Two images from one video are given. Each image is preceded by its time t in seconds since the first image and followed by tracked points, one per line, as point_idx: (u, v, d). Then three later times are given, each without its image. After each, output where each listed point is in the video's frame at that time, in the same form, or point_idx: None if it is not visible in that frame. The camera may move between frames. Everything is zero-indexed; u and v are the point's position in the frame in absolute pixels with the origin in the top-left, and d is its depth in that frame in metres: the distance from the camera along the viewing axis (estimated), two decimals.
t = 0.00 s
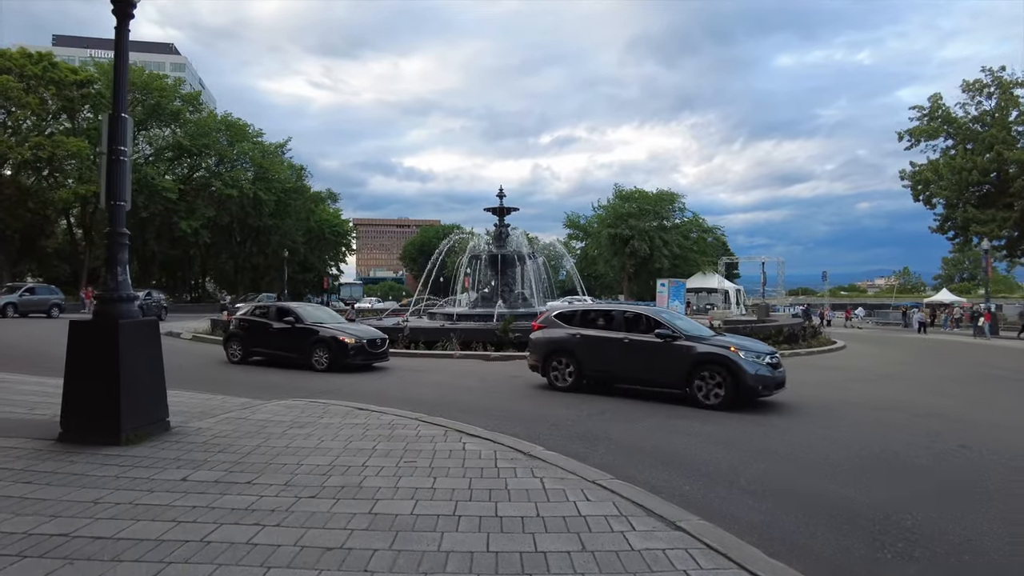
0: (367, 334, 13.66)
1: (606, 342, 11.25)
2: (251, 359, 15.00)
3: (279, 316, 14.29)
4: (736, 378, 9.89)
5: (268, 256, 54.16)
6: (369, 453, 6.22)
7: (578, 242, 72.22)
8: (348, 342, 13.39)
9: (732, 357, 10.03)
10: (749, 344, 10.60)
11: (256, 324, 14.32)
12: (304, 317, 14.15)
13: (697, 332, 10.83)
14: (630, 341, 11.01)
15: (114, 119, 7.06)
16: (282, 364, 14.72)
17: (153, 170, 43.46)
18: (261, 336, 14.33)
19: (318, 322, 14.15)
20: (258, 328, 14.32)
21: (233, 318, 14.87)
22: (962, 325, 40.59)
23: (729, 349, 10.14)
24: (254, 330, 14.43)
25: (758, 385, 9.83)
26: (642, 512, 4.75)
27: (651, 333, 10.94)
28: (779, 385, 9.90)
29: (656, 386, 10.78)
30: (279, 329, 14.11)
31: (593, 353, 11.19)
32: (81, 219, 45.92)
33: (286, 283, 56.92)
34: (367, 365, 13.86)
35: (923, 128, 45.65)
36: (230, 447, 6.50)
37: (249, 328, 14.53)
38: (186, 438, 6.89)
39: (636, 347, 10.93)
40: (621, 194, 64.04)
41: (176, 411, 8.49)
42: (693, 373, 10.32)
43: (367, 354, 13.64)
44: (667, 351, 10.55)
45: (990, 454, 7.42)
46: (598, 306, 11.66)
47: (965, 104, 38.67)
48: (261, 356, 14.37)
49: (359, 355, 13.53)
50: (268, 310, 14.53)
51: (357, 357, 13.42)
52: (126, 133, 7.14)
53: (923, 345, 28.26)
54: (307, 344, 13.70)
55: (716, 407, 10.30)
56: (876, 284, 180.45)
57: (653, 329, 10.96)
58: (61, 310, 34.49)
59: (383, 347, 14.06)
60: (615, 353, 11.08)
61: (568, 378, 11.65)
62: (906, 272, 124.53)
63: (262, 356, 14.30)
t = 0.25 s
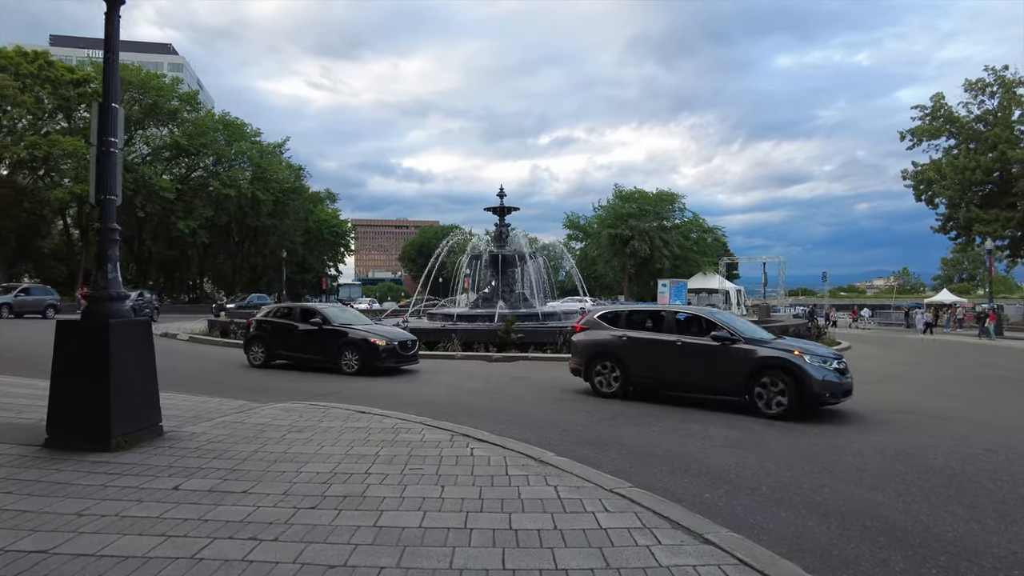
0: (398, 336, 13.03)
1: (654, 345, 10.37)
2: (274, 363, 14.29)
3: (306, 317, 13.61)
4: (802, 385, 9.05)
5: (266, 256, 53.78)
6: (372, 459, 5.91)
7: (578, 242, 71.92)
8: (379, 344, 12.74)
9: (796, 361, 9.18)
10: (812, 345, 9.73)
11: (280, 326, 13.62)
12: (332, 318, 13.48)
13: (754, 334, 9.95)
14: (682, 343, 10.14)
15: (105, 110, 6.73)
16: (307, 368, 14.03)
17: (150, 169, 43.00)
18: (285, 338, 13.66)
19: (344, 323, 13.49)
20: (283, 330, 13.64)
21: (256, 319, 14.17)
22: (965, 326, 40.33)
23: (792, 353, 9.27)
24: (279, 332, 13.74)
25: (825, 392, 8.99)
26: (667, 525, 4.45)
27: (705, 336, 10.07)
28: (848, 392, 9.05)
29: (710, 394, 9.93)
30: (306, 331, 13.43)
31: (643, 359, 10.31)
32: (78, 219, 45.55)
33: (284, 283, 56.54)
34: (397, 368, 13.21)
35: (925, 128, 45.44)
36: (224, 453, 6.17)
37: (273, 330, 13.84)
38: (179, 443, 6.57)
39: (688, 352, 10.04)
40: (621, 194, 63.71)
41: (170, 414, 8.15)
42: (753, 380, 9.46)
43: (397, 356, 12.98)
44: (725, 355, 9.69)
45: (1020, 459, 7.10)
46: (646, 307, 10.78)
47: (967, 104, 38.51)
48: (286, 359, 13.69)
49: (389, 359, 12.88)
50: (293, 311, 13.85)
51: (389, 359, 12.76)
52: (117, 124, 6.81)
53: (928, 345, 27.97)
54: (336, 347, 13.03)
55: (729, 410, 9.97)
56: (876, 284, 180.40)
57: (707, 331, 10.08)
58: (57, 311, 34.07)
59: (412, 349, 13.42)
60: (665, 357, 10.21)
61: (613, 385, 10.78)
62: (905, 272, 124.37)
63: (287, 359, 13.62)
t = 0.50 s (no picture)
0: (427, 338, 12.19)
1: (705, 350, 9.18)
2: (295, 367, 13.42)
3: (330, 318, 12.76)
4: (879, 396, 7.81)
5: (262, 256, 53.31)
6: (374, 472, 5.51)
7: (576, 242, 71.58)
8: (408, 347, 11.88)
9: (873, 370, 7.91)
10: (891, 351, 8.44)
11: (301, 328, 12.77)
12: (357, 319, 12.61)
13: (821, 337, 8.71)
14: (737, 348, 8.95)
15: (87, 98, 6.29)
16: (331, 372, 13.16)
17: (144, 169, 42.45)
18: (306, 341, 12.82)
19: (370, 324, 12.63)
20: (306, 332, 12.79)
21: (277, 321, 13.32)
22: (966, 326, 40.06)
23: (868, 360, 8.02)
24: (302, 334, 12.89)
25: (906, 405, 7.72)
26: (701, 546, 4.06)
27: (767, 339, 8.82)
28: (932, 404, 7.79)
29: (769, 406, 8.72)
30: (330, 333, 12.57)
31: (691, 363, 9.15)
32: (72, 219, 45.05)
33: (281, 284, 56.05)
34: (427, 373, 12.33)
35: (925, 127, 45.20)
36: (216, 464, 5.77)
37: (295, 332, 12.99)
38: (170, 451, 6.16)
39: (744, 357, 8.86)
40: (619, 194, 63.34)
41: (159, 420, 7.71)
42: (820, 389, 8.23)
43: (426, 360, 12.13)
44: (789, 361, 8.45)
45: None
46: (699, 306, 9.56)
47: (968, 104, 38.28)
48: (309, 363, 12.82)
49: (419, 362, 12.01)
50: (316, 313, 13.00)
51: (418, 363, 11.89)
52: (102, 112, 6.39)
53: (932, 345, 27.62)
54: (362, 350, 12.17)
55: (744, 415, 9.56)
56: (872, 284, 180.61)
57: (766, 334, 8.88)
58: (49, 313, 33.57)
59: (442, 352, 12.55)
60: (717, 363, 9.02)
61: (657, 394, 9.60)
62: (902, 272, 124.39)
63: (310, 363, 12.76)
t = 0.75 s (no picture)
0: (464, 343, 11.69)
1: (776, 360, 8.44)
2: (324, 373, 12.86)
3: (361, 322, 12.21)
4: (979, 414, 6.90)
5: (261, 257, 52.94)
6: (391, 489, 5.17)
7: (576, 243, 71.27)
8: (445, 352, 11.37)
9: (970, 385, 7.00)
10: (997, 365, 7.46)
11: (330, 331, 12.21)
12: (390, 323, 12.06)
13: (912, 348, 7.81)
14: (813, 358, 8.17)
15: (84, 91, 5.95)
16: (361, 378, 12.61)
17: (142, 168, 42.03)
18: (336, 345, 12.28)
19: (402, 329, 12.09)
20: (336, 336, 12.25)
21: (304, 324, 12.75)
22: (970, 327, 39.80)
23: (965, 373, 7.11)
24: (331, 339, 12.35)
25: (1013, 426, 6.78)
26: None
27: (844, 348, 8.08)
28: None
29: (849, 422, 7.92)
30: (362, 338, 12.02)
31: (761, 375, 8.44)
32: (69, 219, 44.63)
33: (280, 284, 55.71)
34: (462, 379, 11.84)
35: (930, 126, 44.89)
36: (222, 479, 5.43)
37: (325, 336, 12.42)
38: (171, 465, 5.81)
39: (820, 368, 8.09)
40: (620, 194, 63.00)
41: (160, 430, 7.38)
42: (908, 406, 7.39)
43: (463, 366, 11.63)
44: (870, 372, 7.67)
45: None
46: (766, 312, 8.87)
47: (972, 105, 38.13)
48: (339, 369, 12.26)
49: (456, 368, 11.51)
50: (346, 316, 12.44)
51: (455, 369, 11.39)
52: (100, 106, 6.04)
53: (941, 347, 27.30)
54: (396, 355, 11.64)
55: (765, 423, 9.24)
56: (871, 284, 180.47)
57: (847, 343, 8.07)
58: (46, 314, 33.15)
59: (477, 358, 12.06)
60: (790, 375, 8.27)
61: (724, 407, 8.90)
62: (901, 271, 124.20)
63: (341, 369, 12.20)
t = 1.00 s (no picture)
0: (508, 345, 10.97)
1: (861, 366, 7.57)
2: (358, 376, 12.14)
3: (398, 322, 11.48)
4: None
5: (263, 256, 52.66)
6: (415, 499, 4.85)
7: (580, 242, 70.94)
8: (488, 354, 10.65)
9: None
10: None
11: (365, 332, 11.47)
12: (429, 323, 11.33)
13: None
14: (904, 364, 7.29)
15: (87, 76, 5.63)
16: (397, 382, 11.91)
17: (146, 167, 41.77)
18: (370, 347, 11.54)
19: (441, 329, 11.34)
20: (371, 337, 11.51)
21: (338, 325, 12.05)
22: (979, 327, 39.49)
23: None
24: (365, 339, 11.62)
25: None
26: None
27: (939, 354, 7.18)
28: None
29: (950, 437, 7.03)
30: (400, 339, 11.30)
31: (844, 383, 7.59)
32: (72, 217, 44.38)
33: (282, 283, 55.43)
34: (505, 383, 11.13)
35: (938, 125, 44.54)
36: (234, 487, 5.13)
37: (359, 337, 11.70)
38: (179, 472, 5.49)
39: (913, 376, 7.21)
40: (624, 193, 62.65)
41: (167, 434, 7.07)
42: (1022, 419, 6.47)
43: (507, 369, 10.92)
44: (973, 381, 6.77)
45: None
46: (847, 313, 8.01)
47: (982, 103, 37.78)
48: (376, 372, 11.56)
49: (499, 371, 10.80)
50: (382, 316, 11.71)
51: (500, 373, 10.67)
52: (104, 93, 5.72)
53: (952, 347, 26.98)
54: (435, 358, 10.92)
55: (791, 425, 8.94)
56: (874, 284, 180.02)
57: (946, 349, 7.15)
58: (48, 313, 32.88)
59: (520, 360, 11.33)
60: (876, 383, 7.41)
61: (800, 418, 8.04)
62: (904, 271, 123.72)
63: (377, 372, 11.49)
